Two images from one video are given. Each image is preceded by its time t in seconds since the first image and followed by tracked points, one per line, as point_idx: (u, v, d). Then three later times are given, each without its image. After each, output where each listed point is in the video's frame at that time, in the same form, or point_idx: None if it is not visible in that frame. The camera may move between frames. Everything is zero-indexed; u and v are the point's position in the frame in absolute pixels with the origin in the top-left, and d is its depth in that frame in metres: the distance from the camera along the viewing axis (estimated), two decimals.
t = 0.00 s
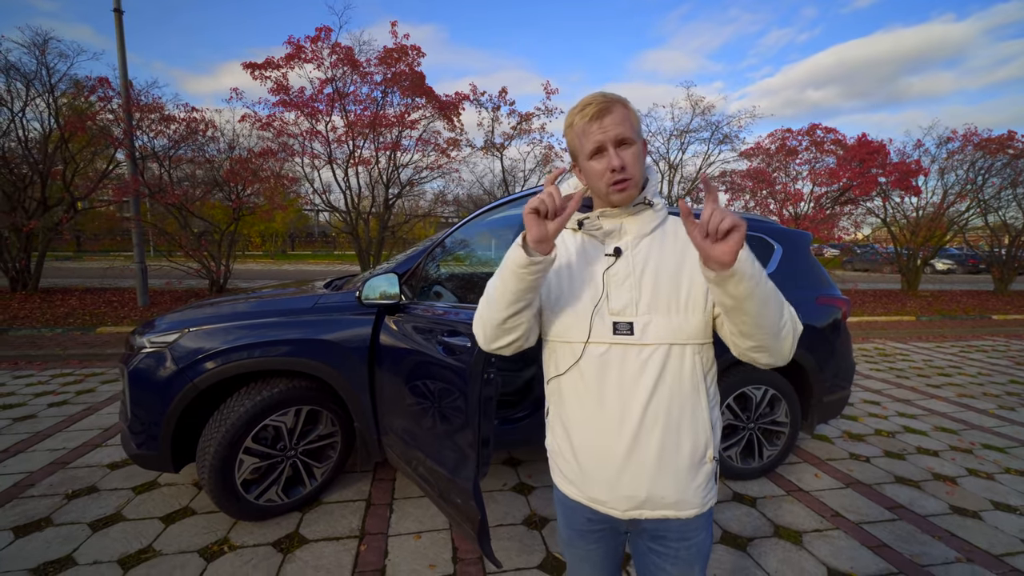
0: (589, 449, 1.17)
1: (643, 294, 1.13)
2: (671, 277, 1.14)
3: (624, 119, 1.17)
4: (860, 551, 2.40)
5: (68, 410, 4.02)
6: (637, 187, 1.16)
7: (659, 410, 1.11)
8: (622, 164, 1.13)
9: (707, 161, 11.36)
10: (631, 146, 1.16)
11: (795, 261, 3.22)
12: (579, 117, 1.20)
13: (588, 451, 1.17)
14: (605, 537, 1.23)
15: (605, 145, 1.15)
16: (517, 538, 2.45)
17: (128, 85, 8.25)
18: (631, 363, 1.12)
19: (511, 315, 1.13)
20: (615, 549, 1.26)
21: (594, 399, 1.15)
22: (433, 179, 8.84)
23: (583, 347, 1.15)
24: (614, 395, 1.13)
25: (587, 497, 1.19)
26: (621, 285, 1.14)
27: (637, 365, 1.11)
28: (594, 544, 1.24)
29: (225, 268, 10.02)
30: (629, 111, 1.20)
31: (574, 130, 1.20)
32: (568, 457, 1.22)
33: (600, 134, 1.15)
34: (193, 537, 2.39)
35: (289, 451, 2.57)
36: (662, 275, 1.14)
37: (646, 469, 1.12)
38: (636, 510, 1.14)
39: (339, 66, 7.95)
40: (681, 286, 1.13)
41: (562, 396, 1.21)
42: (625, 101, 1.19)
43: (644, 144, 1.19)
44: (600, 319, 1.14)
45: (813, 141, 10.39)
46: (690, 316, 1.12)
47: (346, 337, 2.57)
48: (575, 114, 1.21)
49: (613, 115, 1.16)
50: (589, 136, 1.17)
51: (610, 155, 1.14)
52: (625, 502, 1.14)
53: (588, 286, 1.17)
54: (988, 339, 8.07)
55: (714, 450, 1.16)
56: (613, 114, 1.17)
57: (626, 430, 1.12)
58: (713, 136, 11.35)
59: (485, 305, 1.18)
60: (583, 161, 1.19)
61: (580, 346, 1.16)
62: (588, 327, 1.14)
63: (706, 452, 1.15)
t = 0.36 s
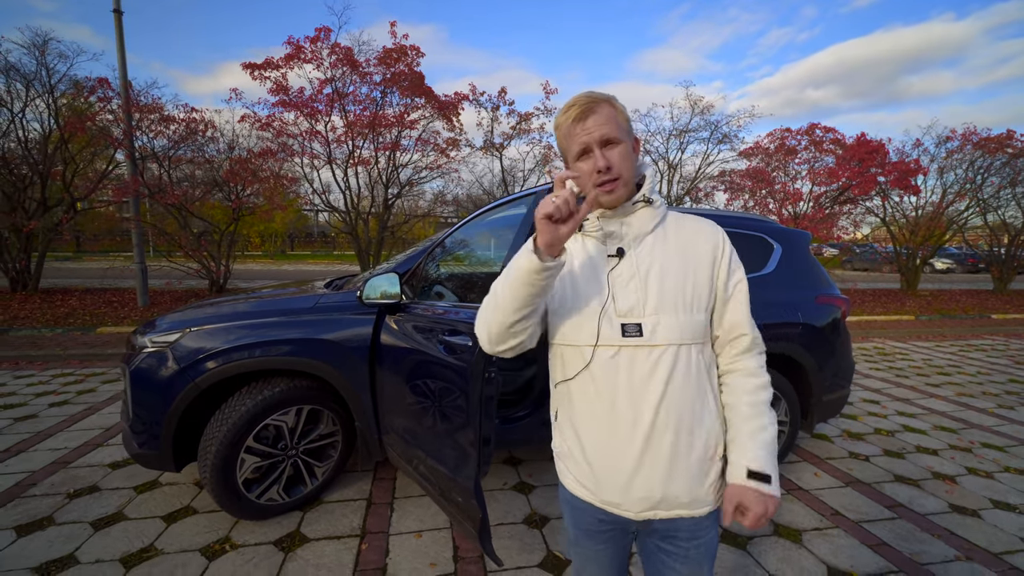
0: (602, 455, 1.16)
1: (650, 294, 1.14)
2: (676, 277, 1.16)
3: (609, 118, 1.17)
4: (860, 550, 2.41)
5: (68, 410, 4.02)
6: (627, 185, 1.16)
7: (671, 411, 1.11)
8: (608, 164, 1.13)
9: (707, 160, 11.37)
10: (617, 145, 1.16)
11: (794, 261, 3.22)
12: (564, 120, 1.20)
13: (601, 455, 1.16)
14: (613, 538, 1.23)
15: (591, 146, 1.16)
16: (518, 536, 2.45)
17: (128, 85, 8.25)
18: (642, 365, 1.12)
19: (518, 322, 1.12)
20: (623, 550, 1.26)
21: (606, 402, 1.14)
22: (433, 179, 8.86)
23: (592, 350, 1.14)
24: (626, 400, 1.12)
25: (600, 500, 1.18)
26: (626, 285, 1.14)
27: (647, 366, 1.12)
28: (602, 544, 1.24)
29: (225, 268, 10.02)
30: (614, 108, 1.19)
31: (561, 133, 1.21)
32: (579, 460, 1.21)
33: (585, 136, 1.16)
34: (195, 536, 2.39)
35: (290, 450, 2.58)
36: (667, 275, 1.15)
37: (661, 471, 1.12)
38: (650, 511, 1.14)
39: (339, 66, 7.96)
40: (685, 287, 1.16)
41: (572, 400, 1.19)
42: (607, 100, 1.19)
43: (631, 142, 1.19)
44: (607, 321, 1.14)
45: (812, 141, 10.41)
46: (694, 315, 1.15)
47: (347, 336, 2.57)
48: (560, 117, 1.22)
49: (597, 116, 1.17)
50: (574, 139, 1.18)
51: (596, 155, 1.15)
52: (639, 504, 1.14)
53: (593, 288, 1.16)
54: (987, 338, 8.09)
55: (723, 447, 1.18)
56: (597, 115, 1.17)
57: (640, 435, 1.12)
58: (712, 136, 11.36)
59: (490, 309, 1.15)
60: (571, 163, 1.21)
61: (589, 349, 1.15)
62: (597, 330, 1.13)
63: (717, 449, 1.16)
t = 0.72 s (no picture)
0: (599, 460, 1.17)
1: (648, 299, 1.14)
2: (676, 282, 1.16)
3: (616, 120, 1.16)
4: (859, 551, 2.41)
5: (68, 411, 4.02)
6: (630, 192, 1.16)
7: (668, 416, 1.12)
8: (612, 169, 1.14)
9: (706, 161, 11.38)
10: (623, 148, 1.15)
11: (793, 262, 3.23)
12: (569, 120, 1.19)
13: (598, 460, 1.17)
14: (613, 539, 1.24)
15: (596, 148, 1.16)
16: (518, 538, 2.46)
17: (128, 86, 8.26)
18: (640, 372, 1.12)
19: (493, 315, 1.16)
20: (623, 551, 1.27)
21: (603, 407, 1.15)
22: (433, 180, 8.87)
23: (590, 356, 1.16)
24: (622, 407, 1.13)
25: (598, 504, 1.19)
26: (625, 290, 1.15)
27: (645, 372, 1.12)
28: (601, 545, 1.25)
29: (225, 269, 10.01)
30: (622, 109, 1.19)
31: (566, 132, 1.21)
32: (578, 465, 1.22)
33: (591, 137, 1.16)
34: (196, 537, 2.40)
35: (291, 451, 2.59)
36: (667, 279, 1.16)
37: (658, 477, 1.13)
38: (648, 515, 1.15)
39: (339, 67, 7.97)
40: (686, 291, 1.16)
41: (570, 405, 1.20)
42: (615, 100, 1.18)
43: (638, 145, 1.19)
44: (605, 326, 1.15)
45: (811, 142, 10.42)
46: (695, 320, 1.15)
47: (348, 338, 2.58)
48: (566, 115, 1.21)
49: (604, 117, 1.16)
50: (579, 139, 1.18)
51: (601, 158, 1.15)
52: (638, 509, 1.15)
53: (592, 293, 1.17)
54: (987, 340, 8.10)
55: (721, 451, 1.19)
56: (604, 116, 1.16)
57: (636, 440, 1.12)
58: (712, 137, 11.37)
59: (468, 296, 1.18)
60: (575, 164, 1.21)
61: (588, 353, 1.16)
62: (594, 335, 1.15)
63: (715, 454, 1.17)
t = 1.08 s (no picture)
0: (584, 460, 1.18)
1: (644, 305, 1.13)
2: (674, 289, 1.14)
3: (607, 121, 1.14)
4: (862, 552, 2.41)
5: (71, 412, 4.03)
6: (611, 195, 1.17)
7: (654, 425, 1.11)
8: (592, 172, 1.16)
9: (708, 161, 11.37)
10: (608, 152, 1.15)
11: (795, 262, 3.23)
12: (567, 119, 1.21)
13: (583, 458, 1.19)
14: (601, 539, 1.24)
15: (580, 152, 1.18)
16: (520, 538, 2.46)
17: (129, 87, 8.28)
18: (628, 378, 1.12)
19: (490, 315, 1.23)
20: (613, 552, 1.26)
21: (591, 408, 1.16)
22: (434, 181, 8.87)
23: (583, 356, 1.18)
24: (608, 410, 1.14)
25: (581, 502, 1.21)
26: (621, 293, 1.15)
27: (634, 377, 1.12)
28: (590, 545, 1.26)
29: (226, 269, 10.02)
30: (617, 109, 1.15)
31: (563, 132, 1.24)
32: (565, 461, 1.24)
33: (578, 141, 1.18)
34: (199, 537, 2.40)
35: (293, 452, 2.59)
36: (665, 287, 1.14)
37: (639, 483, 1.13)
38: (628, 520, 1.16)
39: (340, 68, 7.98)
40: (686, 301, 1.14)
41: (562, 401, 1.23)
42: (612, 101, 1.15)
43: (633, 148, 1.16)
44: (600, 328, 1.16)
45: (813, 142, 10.40)
46: (692, 330, 1.13)
47: (351, 339, 2.58)
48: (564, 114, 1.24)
49: (593, 120, 1.15)
50: (569, 141, 1.21)
51: (582, 162, 1.17)
52: (618, 511, 1.16)
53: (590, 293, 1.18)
54: (989, 340, 8.08)
55: (710, 465, 1.16)
56: (593, 119, 1.15)
57: (619, 445, 1.13)
58: (713, 137, 11.37)
59: (469, 290, 1.23)
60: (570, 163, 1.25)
61: (581, 353, 1.18)
62: (587, 336, 1.16)
63: (702, 468, 1.14)
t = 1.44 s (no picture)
0: (564, 439, 1.23)
1: (626, 300, 1.11)
2: (660, 287, 1.09)
3: (605, 112, 1.15)
4: (864, 552, 2.40)
5: (72, 412, 4.03)
6: (603, 186, 1.16)
7: (623, 419, 1.10)
8: (585, 162, 1.17)
9: (709, 161, 11.35)
10: (601, 144, 1.15)
11: (796, 262, 3.22)
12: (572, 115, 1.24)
13: (561, 438, 1.24)
14: (586, 533, 1.27)
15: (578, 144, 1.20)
16: (521, 539, 2.46)
17: (131, 88, 8.28)
18: (603, 369, 1.13)
19: (480, 253, 1.32)
20: (600, 547, 1.28)
21: (570, 390, 1.21)
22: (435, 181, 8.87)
23: (569, 342, 1.22)
24: (584, 395, 1.17)
25: (559, 482, 1.26)
26: (609, 289, 1.15)
27: (608, 370, 1.12)
28: (575, 537, 1.29)
29: (228, 269, 10.03)
30: (616, 101, 1.15)
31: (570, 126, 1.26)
32: (550, 441, 1.30)
33: (578, 134, 1.20)
34: (201, 537, 2.40)
35: (294, 453, 2.59)
36: (648, 286, 1.10)
37: (603, 472, 1.13)
38: (595, 508, 1.17)
39: (342, 68, 7.98)
40: (669, 302, 1.08)
41: (549, 382, 1.29)
42: (614, 94, 1.16)
43: (629, 139, 1.14)
44: (584, 318, 1.19)
45: (815, 142, 10.38)
46: (673, 333, 1.07)
47: (352, 339, 2.58)
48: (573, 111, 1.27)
49: (592, 112, 1.17)
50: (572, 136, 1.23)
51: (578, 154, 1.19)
52: (586, 498, 1.18)
53: (583, 285, 1.22)
54: (991, 340, 8.06)
55: (687, 475, 1.10)
56: (593, 111, 1.17)
57: (590, 429, 1.15)
58: (714, 137, 11.34)
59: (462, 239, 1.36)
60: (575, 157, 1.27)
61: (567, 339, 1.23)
62: (573, 323, 1.21)
63: (674, 476, 1.09)
